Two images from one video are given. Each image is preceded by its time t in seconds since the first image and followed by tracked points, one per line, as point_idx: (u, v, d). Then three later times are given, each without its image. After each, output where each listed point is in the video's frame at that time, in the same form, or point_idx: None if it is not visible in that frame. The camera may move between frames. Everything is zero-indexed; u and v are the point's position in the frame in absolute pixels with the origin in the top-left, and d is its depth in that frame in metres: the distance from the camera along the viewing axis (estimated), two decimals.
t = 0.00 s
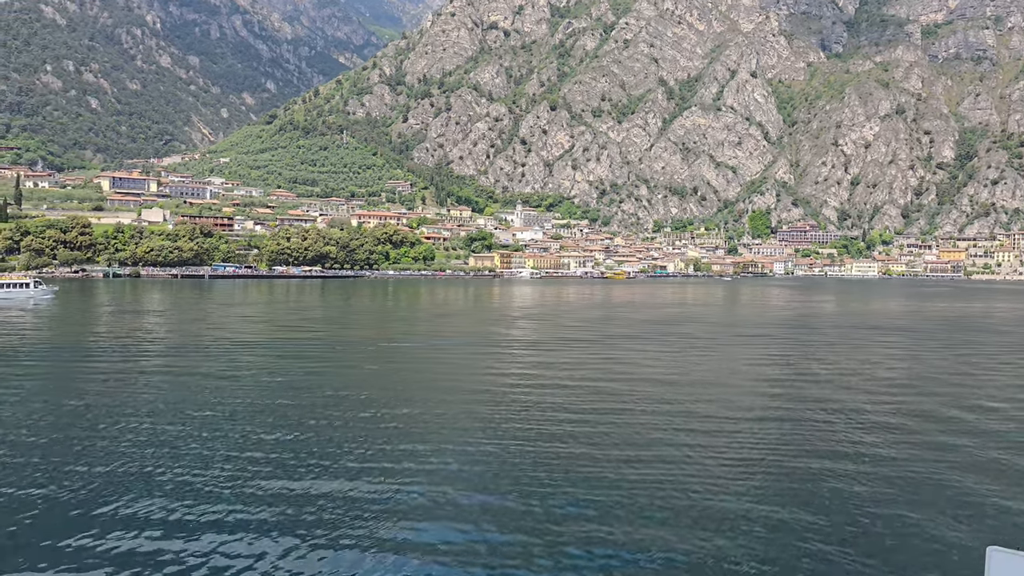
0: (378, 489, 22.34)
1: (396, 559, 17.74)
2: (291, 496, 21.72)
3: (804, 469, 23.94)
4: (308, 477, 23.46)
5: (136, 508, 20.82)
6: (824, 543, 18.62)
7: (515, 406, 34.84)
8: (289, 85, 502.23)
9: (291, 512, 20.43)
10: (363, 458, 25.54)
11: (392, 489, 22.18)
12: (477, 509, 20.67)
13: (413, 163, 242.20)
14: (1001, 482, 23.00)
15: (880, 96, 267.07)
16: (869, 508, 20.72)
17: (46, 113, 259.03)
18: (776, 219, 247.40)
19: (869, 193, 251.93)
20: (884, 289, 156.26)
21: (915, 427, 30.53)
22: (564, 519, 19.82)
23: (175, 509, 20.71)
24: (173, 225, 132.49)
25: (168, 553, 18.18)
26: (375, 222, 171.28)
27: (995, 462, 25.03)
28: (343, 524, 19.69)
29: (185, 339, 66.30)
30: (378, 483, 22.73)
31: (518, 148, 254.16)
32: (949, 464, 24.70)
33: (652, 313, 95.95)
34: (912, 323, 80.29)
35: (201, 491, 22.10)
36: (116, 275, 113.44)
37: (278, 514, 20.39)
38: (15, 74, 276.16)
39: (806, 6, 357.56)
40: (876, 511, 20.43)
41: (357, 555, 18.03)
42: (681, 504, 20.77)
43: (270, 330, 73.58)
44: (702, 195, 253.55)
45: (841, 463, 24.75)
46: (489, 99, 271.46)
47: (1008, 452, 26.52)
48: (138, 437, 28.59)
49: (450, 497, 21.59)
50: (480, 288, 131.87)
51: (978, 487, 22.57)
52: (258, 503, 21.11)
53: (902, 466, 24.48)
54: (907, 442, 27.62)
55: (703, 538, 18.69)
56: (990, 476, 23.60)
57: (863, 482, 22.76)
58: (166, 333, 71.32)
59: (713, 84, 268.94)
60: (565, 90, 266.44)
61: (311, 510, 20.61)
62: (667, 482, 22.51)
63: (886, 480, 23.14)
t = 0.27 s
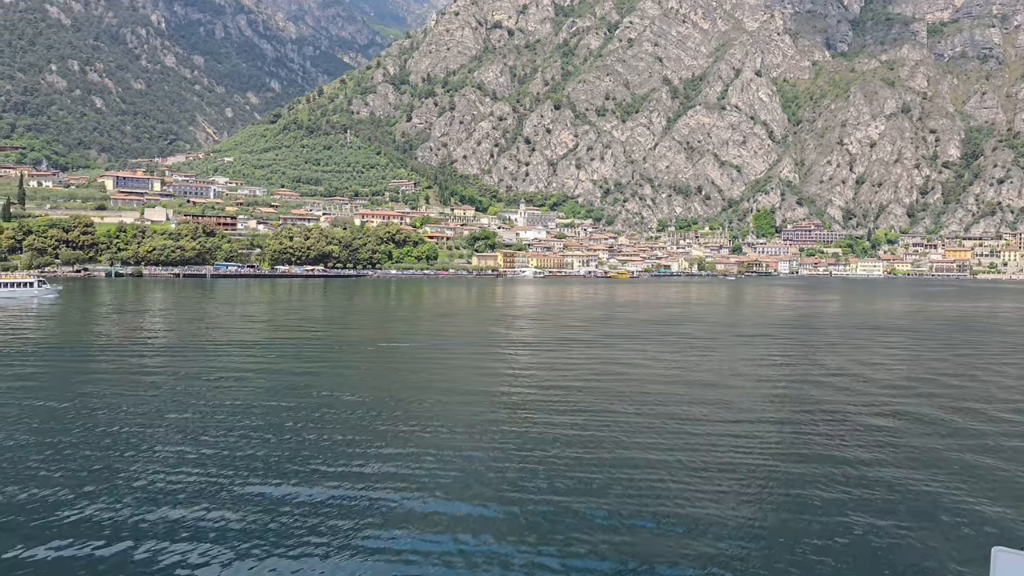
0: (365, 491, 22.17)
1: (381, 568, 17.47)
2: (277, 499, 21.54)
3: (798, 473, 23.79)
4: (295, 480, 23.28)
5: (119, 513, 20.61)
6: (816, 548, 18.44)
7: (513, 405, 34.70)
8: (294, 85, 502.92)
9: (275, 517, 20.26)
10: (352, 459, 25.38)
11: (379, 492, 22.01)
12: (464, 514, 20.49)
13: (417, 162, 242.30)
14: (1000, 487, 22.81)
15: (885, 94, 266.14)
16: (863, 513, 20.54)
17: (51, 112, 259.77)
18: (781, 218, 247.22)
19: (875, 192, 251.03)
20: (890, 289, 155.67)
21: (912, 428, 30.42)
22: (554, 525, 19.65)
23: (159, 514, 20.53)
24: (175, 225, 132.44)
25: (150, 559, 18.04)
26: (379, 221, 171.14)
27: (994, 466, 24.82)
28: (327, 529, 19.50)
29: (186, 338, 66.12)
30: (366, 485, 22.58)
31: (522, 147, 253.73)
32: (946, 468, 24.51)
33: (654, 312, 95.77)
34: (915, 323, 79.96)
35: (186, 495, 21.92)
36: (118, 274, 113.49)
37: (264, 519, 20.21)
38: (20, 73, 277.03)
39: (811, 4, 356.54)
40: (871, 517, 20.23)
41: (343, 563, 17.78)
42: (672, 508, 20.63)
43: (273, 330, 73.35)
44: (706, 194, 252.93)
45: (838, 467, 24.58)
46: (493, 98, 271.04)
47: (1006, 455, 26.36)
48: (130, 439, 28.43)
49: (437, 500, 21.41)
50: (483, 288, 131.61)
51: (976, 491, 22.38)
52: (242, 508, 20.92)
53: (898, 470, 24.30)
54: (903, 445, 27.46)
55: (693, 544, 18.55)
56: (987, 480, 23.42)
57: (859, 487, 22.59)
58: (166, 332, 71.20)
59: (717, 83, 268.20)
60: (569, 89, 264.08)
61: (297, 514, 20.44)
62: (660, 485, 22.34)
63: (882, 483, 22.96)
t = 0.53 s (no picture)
0: (350, 493, 21.81)
1: None
2: (260, 501, 21.18)
3: (796, 476, 23.44)
4: (280, 481, 22.91)
5: (98, 515, 20.25)
6: (812, 554, 18.12)
7: (508, 406, 34.37)
8: (298, 84, 503.21)
9: (257, 520, 19.88)
10: (340, 461, 25.02)
11: (364, 494, 21.65)
12: (451, 517, 20.13)
13: (421, 162, 242.08)
14: (1001, 492, 22.46)
15: (891, 93, 265.34)
16: (861, 518, 20.22)
17: (56, 112, 260.04)
18: (786, 218, 246.66)
19: (880, 191, 249.45)
20: (895, 288, 155.13)
21: (914, 431, 30.01)
22: (544, 530, 19.31)
23: (139, 516, 20.14)
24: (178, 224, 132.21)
25: (127, 564, 17.66)
26: (382, 221, 170.82)
27: (995, 471, 24.46)
28: (310, 532, 19.12)
29: (189, 338, 65.73)
30: (351, 488, 22.19)
31: (526, 146, 253.09)
32: (947, 473, 24.15)
33: (656, 312, 95.41)
34: (919, 323, 79.47)
35: (169, 496, 21.59)
36: (120, 274, 113.25)
37: (245, 521, 19.83)
38: (25, 73, 277.38)
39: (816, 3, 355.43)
40: (870, 522, 19.87)
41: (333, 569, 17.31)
42: (665, 512, 20.25)
43: (276, 330, 72.98)
44: (711, 193, 252.45)
45: (836, 470, 24.21)
46: (497, 97, 270.64)
47: (1008, 459, 26.00)
48: (117, 441, 28.08)
49: (423, 502, 21.04)
50: (486, 288, 131.23)
51: (976, 497, 22.03)
52: (225, 509, 20.57)
53: (898, 474, 23.95)
54: (904, 448, 27.09)
55: (688, 549, 18.22)
56: (988, 485, 23.05)
57: (858, 491, 22.22)
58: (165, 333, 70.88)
59: (722, 82, 267.32)
60: (573, 88, 265.52)
61: (279, 517, 20.06)
62: (653, 488, 22.00)
63: (881, 488, 22.59)
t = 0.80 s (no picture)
0: (336, 499, 21.40)
1: None
2: (243, 508, 20.76)
3: (795, 480, 23.02)
4: (265, 486, 22.51)
5: (78, 522, 19.85)
6: (804, 564, 17.66)
7: (504, 408, 33.97)
8: (303, 84, 503.60)
9: (239, 528, 19.48)
10: (329, 465, 24.63)
11: (351, 500, 21.21)
12: (438, 525, 19.71)
13: (425, 161, 241.68)
14: (1004, 496, 22.02)
15: (896, 92, 264.25)
16: (860, 525, 19.72)
17: (60, 112, 260.34)
18: (791, 217, 245.92)
19: (885, 190, 249.49)
20: (901, 288, 154.49)
21: (916, 432, 29.56)
22: (534, 537, 18.91)
23: (120, 524, 19.76)
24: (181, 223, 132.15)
25: (105, 574, 17.25)
26: (385, 220, 170.71)
27: (999, 474, 24.00)
28: (293, 541, 18.70)
29: (193, 338, 65.51)
30: (338, 493, 21.78)
31: (530, 145, 252.60)
32: (949, 476, 23.73)
33: (658, 312, 94.91)
34: (923, 323, 78.86)
35: (152, 503, 21.18)
36: (122, 274, 113.21)
37: (228, 529, 19.44)
38: (30, 73, 277.68)
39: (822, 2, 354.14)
40: (869, 529, 19.48)
41: None
42: (659, 518, 19.86)
43: (281, 330, 72.69)
44: (715, 192, 252.16)
45: (836, 473, 23.79)
46: (501, 96, 270.11)
47: (1013, 462, 25.51)
48: (105, 444, 27.69)
49: (410, 509, 20.62)
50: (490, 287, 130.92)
51: (979, 501, 21.60)
52: (207, 517, 20.15)
53: (899, 477, 23.51)
54: (906, 450, 26.65)
55: (683, 557, 17.82)
56: (990, 489, 22.62)
57: (858, 495, 21.82)
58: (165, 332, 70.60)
59: (727, 81, 266.40)
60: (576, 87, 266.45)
61: (262, 525, 19.65)
62: (647, 493, 21.58)
63: (883, 491, 22.19)
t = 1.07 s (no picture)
0: (325, 505, 21.04)
1: None
2: (228, 515, 20.41)
3: (796, 485, 22.80)
4: (252, 492, 22.15)
5: (58, 530, 19.50)
6: None
7: (503, 410, 33.65)
8: (308, 83, 504.31)
9: (225, 535, 19.17)
10: (322, 469, 24.29)
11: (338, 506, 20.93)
12: (426, 532, 19.34)
13: (429, 160, 241.48)
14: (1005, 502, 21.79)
15: (902, 91, 263.37)
16: (857, 536, 19.25)
17: (66, 112, 260.73)
18: (795, 216, 245.39)
19: (891, 190, 248.48)
20: (906, 288, 153.71)
21: (918, 435, 29.28)
22: (526, 542, 18.66)
23: (102, 530, 19.43)
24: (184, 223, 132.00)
25: None
26: (388, 220, 170.52)
27: (999, 480, 23.75)
28: (277, 552, 18.34)
29: (194, 338, 65.18)
30: (326, 499, 21.46)
31: (534, 145, 252.15)
32: (950, 480, 23.47)
33: (661, 312, 94.64)
34: (927, 322, 78.44)
35: (135, 508, 20.80)
36: (124, 274, 113.04)
37: (211, 538, 19.08)
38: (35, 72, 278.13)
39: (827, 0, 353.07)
40: (870, 537, 19.22)
41: None
42: (654, 525, 19.56)
43: (283, 330, 72.36)
44: (720, 192, 251.48)
45: (835, 478, 23.57)
46: (505, 96, 269.74)
47: (1015, 468, 25.03)
48: (97, 447, 27.37)
49: (400, 516, 20.26)
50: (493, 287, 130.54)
51: (977, 505, 21.44)
52: (192, 525, 19.78)
53: (898, 482, 23.27)
54: (906, 453, 26.40)
55: (674, 570, 17.39)
56: (993, 495, 22.33)
57: (857, 500, 21.57)
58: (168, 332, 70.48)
59: (732, 80, 265.53)
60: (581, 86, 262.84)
61: (250, 533, 19.23)
62: (644, 498, 21.33)
63: (883, 497, 21.96)
